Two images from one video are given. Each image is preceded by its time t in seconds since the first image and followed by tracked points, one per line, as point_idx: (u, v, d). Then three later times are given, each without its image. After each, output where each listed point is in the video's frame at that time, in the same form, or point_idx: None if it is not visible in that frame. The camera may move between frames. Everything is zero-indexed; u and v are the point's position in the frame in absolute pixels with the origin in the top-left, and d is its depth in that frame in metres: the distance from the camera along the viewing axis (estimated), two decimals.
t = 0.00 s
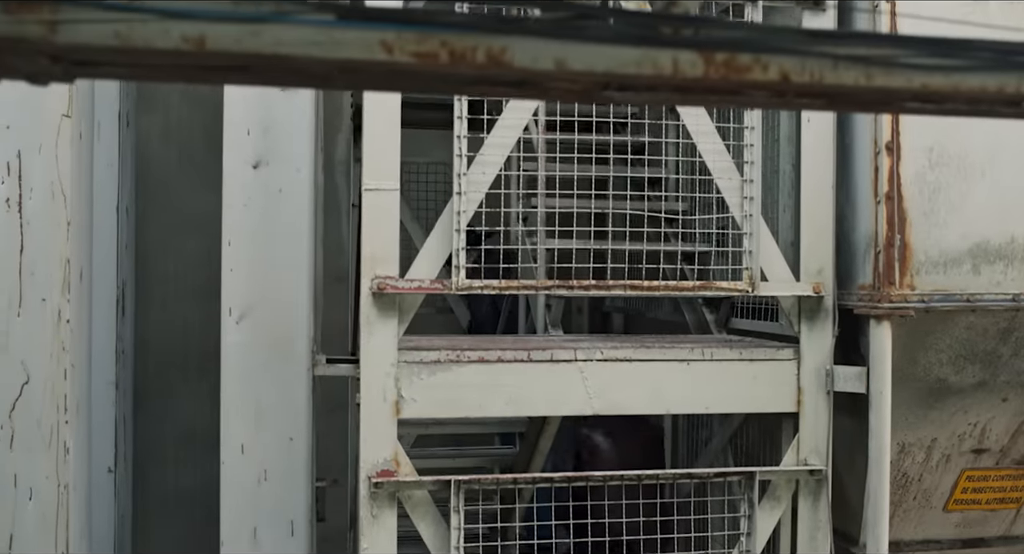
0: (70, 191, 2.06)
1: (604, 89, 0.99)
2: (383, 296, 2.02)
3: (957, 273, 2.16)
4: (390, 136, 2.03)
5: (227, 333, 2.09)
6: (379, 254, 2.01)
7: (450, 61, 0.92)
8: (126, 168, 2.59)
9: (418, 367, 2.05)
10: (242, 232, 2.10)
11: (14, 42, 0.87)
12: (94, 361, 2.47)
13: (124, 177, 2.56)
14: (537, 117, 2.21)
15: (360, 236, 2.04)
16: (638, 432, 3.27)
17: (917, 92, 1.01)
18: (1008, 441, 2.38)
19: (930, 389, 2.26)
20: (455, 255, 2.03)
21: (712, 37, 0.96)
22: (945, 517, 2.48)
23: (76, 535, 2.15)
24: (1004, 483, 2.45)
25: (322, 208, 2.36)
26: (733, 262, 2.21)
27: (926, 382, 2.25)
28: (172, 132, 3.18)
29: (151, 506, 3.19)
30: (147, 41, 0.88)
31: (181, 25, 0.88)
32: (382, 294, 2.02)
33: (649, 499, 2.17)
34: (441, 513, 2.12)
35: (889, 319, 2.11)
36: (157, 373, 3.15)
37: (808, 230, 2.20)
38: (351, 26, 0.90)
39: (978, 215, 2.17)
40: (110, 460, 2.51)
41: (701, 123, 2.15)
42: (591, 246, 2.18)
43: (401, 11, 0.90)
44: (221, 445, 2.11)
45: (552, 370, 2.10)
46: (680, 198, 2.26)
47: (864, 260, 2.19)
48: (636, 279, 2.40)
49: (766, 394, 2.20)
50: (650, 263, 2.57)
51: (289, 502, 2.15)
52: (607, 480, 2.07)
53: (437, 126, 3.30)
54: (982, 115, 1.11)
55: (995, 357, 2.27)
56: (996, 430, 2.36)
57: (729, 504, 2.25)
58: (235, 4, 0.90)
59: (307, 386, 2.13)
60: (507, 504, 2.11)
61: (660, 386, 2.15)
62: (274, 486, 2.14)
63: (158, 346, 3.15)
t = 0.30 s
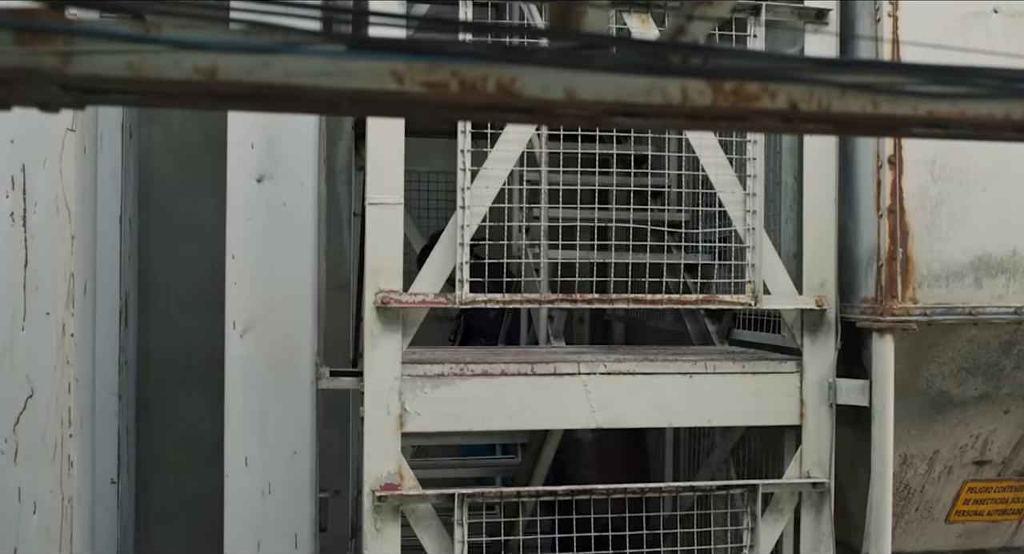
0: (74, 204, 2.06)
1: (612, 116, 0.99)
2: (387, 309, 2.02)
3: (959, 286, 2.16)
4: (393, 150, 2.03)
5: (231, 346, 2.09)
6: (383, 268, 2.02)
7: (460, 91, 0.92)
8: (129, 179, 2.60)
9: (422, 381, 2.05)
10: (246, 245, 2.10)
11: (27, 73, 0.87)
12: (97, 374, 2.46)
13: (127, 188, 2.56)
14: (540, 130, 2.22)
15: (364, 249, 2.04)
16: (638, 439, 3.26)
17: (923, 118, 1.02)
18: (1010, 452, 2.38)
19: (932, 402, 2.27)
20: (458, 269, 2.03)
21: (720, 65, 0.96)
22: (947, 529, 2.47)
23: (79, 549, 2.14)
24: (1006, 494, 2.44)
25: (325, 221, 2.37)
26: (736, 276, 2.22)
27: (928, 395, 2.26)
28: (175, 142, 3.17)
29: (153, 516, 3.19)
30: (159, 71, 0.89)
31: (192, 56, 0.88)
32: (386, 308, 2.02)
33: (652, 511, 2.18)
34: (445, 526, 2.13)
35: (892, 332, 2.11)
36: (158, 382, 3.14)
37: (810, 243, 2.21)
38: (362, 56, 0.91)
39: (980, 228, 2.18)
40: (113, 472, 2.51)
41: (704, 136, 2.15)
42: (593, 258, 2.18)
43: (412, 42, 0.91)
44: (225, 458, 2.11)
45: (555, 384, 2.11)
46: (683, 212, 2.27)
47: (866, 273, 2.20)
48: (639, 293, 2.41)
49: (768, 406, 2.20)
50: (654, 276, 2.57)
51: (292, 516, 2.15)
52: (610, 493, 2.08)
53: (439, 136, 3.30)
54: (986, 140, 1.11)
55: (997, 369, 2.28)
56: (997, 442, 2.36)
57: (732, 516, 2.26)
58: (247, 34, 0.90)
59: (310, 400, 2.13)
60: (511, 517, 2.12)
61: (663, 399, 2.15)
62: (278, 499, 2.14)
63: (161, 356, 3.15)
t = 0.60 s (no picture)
0: (79, 214, 2.07)
1: (626, 135, 0.99)
2: (393, 319, 2.02)
3: (964, 295, 2.16)
4: (399, 159, 2.03)
5: (238, 356, 2.08)
6: (388, 278, 2.01)
7: (475, 112, 0.92)
8: (133, 186, 2.59)
9: (428, 390, 2.05)
10: (252, 255, 2.09)
11: (41, 96, 0.87)
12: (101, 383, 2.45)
13: (130, 195, 2.56)
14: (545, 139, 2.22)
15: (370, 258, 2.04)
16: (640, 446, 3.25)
17: (936, 138, 1.02)
18: (1015, 460, 2.38)
19: (938, 410, 2.26)
20: (464, 278, 2.02)
21: (734, 86, 0.96)
22: (951, 536, 2.45)
23: None
24: (1010, 502, 2.42)
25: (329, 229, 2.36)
26: (742, 285, 2.22)
27: (934, 404, 2.25)
28: (179, 147, 3.15)
29: (156, 521, 3.18)
30: (174, 94, 0.88)
31: (207, 78, 0.88)
32: (392, 318, 2.02)
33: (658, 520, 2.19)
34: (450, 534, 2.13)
35: (898, 341, 2.11)
36: (161, 387, 3.14)
37: (815, 252, 2.21)
38: (377, 77, 0.90)
39: (986, 237, 2.18)
40: (117, 479, 2.51)
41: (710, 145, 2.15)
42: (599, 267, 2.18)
43: (427, 63, 0.91)
44: (230, 467, 2.11)
45: (561, 394, 2.10)
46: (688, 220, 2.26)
47: (872, 282, 2.20)
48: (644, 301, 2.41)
49: (774, 415, 2.21)
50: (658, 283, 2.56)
51: (298, 524, 2.16)
52: (616, 502, 2.08)
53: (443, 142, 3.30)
54: (998, 158, 1.11)
55: (1002, 378, 2.28)
56: (1002, 450, 2.35)
57: (737, 524, 2.27)
58: (262, 56, 0.90)
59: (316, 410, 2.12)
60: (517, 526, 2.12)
61: (669, 408, 2.15)
62: (284, 508, 2.14)
63: (164, 362, 3.14)
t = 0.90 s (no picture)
0: (83, 222, 2.04)
1: (638, 151, 0.99)
2: (398, 327, 2.02)
3: (970, 303, 2.16)
4: (405, 167, 2.02)
5: (242, 364, 2.08)
6: (393, 286, 2.01)
7: (488, 128, 0.92)
8: (136, 194, 2.59)
9: (433, 399, 2.05)
10: (256, 262, 2.09)
11: (52, 112, 0.86)
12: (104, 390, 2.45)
13: (133, 203, 2.55)
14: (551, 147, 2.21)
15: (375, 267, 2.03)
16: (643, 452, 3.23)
17: (950, 153, 1.01)
18: (1021, 468, 2.35)
19: (943, 418, 2.26)
20: (469, 287, 2.02)
21: (747, 102, 0.96)
22: (956, 544, 2.42)
23: None
24: (1016, 510, 2.40)
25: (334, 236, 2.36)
26: (747, 293, 2.21)
27: (939, 411, 2.25)
28: (181, 152, 3.14)
29: (159, 527, 3.18)
30: (186, 110, 0.88)
31: (219, 95, 0.88)
32: (397, 326, 2.01)
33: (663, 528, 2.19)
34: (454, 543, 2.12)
35: (903, 350, 2.11)
36: (164, 393, 3.14)
37: (821, 260, 2.20)
38: (389, 93, 0.90)
39: (992, 245, 2.18)
40: (120, 487, 2.51)
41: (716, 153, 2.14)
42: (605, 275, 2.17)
43: (440, 80, 0.91)
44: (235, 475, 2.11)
45: (566, 402, 2.10)
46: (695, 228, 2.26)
47: (877, 290, 2.20)
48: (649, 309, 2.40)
49: (779, 423, 2.20)
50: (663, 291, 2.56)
51: (303, 533, 2.15)
52: (622, 510, 2.07)
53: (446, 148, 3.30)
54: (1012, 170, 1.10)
55: (1007, 386, 2.27)
56: (1008, 457, 2.34)
57: (742, 532, 2.26)
58: (274, 73, 0.90)
59: (320, 418, 2.12)
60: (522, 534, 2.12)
61: (674, 416, 2.15)
62: (289, 517, 2.13)
63: (167, 368, 3.14)
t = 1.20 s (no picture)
0: (88, 229, 2.04)
1: (651, 162, 0.98)
2: (404, 335, 2.01)
3: (977, 310, 2.15)
4: (411, 174, 2.01)
5: (246, 371, 2.07)
6: (398, 294, 2.00)
7: (502, 141, 0.91)
8: (139, 199, 2.57)
9: (438, 407, 2.04)
10: (260, 268, 2.08)
11: (63, 125, 0.85)
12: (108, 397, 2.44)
13: (136, 209, 2.54)
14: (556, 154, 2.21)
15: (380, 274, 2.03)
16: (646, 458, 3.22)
17: (966, 165, 1.01)
18: None
19: (949, 425, 2.25)
20: (475, 294, 2.01)
21: (763, 114, 0.96)
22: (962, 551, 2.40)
23: None
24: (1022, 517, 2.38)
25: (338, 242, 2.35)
26: (753, 300, 2.21)
27: (946, 418, 2.24)
28: (183, 157, 3.13)
29: (161, 533, 3.17)
30: (197, 123, 0.87)
31: (231, 107, 0.87)
32: (403, 334, 2.01)
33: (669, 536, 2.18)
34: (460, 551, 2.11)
35: (910, 357, 2.10)
36: (166, 399, 3.13)
37: (827, 266, 2.19)
38: (403, 106, 0.89)
39: (999, 252, 2.17)
40: (123, 493, 2.50)
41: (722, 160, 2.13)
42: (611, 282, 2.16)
43: (454, 92, 0.90)
44: (239, 483, 2.10)
45: (572, 410, 2.09)
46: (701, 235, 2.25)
47: (883, 297, 2.19)
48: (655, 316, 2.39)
49: (785, 431, 2.19)
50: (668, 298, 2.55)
51: (307, 541, 2.14)
52: (628, 519, 2.06)
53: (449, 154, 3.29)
54: None
55: (1014, 393, 2.26)
56: (1015, 464, 2.33)
57: (748, 540, 2.26)
58: (287, 85, 0.89)
59: (325, 425, 2.11)
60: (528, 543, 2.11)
61: (680, 424, 2.14)
62: (294, 524, 2.12)
63: (168, 373, 3.13)
